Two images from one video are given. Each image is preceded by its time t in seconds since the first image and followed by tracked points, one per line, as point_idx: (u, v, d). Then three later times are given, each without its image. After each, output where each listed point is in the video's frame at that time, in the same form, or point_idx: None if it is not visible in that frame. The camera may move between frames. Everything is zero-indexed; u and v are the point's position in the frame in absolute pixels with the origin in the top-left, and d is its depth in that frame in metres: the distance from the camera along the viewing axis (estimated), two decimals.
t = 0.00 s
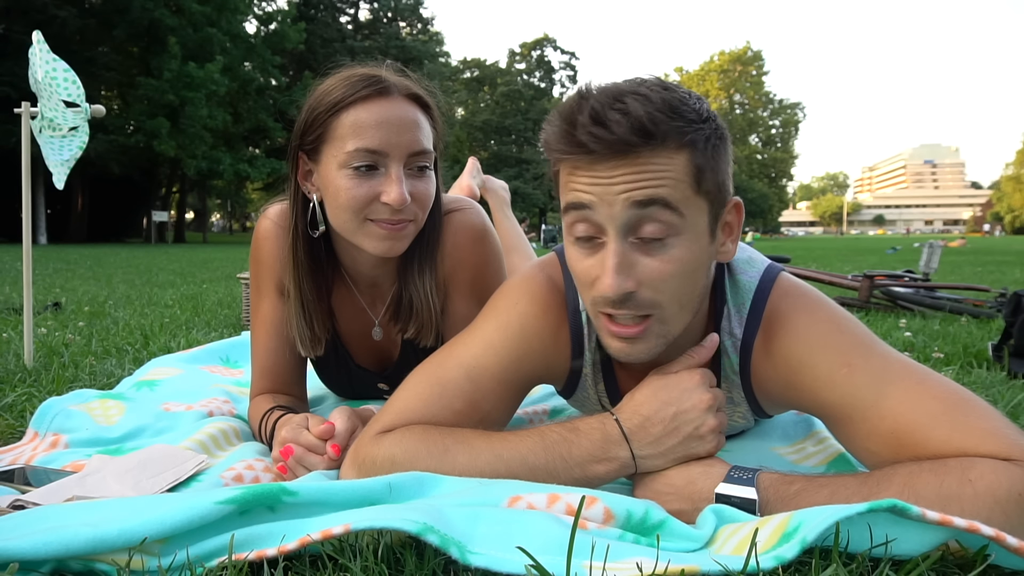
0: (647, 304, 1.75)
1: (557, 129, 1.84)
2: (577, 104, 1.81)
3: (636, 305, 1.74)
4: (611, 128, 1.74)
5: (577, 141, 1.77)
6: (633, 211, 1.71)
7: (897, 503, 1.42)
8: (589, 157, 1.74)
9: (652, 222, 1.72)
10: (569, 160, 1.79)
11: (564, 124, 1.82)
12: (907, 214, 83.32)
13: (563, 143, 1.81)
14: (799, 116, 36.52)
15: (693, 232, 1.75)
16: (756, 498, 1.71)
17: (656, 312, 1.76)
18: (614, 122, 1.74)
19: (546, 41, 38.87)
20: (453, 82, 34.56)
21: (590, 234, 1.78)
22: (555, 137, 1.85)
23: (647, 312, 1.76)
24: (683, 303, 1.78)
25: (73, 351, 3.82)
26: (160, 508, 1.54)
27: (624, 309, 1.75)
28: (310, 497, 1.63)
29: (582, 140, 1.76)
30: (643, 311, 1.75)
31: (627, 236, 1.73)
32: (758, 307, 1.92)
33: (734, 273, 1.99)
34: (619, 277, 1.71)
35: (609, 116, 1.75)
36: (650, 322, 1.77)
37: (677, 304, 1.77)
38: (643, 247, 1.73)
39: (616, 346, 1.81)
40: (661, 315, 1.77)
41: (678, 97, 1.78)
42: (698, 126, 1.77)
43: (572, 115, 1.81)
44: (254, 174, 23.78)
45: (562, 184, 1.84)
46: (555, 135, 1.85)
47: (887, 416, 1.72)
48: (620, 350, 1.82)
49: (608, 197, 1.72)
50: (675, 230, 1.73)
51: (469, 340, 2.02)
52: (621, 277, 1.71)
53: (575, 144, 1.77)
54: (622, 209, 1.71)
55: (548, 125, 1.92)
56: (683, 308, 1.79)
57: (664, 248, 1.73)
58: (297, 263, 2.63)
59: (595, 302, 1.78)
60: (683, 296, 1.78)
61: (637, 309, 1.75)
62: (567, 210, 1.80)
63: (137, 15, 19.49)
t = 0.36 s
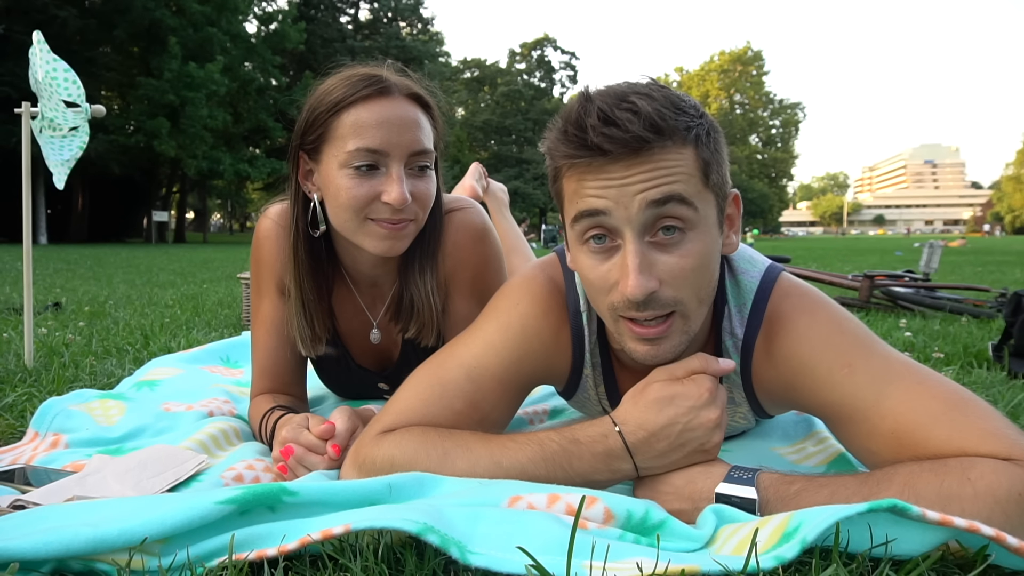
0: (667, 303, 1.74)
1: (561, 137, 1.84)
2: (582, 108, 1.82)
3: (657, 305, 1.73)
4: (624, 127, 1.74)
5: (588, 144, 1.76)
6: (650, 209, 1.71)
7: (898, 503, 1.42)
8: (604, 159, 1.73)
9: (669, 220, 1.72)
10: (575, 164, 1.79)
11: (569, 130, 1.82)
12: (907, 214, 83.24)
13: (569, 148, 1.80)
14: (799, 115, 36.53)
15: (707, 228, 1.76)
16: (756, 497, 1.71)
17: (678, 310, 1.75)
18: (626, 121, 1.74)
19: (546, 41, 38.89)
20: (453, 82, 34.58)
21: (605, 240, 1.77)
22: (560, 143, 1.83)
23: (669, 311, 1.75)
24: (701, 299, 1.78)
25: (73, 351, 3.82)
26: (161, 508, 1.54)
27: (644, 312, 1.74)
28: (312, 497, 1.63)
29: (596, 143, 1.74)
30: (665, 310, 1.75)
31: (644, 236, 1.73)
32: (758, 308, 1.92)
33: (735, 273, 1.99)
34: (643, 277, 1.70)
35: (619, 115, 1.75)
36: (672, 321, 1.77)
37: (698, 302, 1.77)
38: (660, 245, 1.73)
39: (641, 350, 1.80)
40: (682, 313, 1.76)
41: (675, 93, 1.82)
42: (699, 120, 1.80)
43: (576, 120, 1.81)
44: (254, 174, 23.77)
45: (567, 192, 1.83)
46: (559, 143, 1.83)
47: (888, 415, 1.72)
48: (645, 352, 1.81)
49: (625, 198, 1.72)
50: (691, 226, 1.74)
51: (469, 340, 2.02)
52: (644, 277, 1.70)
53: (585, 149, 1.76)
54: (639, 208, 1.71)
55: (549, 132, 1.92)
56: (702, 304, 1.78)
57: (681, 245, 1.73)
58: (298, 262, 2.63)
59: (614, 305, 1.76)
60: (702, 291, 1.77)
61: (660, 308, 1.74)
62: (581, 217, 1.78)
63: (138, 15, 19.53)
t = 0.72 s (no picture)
0: (671, 312, 1.75)
1: (558, 149, 1.84)
2: (580, 120, 1.81)
3: (660, 314, 1.74)
4: (622, 140, 1.74)
5: (585, 157, 1.76)
6: (651, 221, 1.71)
7: (898, 503, 1.42)
8: (602, 172, 1.73)
9: (669, 229, 1.72)
10: (575, 177, 1.79)
11: (567, 142, 1.82)
12: (908, 214, 83.26)
13: (568, 161, 1.80)
14: (799, 115, 36.51)
15: (708, 237, 1.76)
16: (756, 497, 1.72)
17: (681, 318, 1.76)
18: (624, 133, 1.74)
19: (546, 41, 38.91)
20: (453, 82, 34.57)
21: (606, 250, 1.77)
22: (558, 155, 1.83)
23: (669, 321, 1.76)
24: (704, 307, 1.78)
25: (73, 351, 3.82)
26: (161, 508, 1.54)
27: (649, 320, 1.75)
28: (312, 497, 1.63)
29: (594, 156, 1.74)
30: (667, 320, 1.76)
31: (645, 246, 1.73)
32: (759, 310, 1.92)
33: (735, 276, 1.99)
34: (644, 288, 1.70)
35: (617, 127, 1.75)
36: (673, 329, 1.78)
37: (699, 311, 1.78)
38: (662, 256, 1.73)
39: (643, 356, 1.81)
40: (684, 321, 1.77)
41: (674, 100, 1.82)
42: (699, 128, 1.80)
43: (573, 132, 1.81)
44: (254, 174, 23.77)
45: (568, 206, 1.83)
46: (558, 156, 1.83)
47: (888, 416, 1.72)
48: (644, 359, 1.82)
49: (625, 210, 1.71)
50: (691, 235, 1.74)
51: (470, 341, 2.03)
52: (645, 288, 1.70)
53: (584, 161, 1.76)
54: (639, 220, 1.71)
55: (548, 140, 1.92)
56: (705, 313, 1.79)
57: (682, 255, 1.73)
58: (297, 263, 2.63)
59: (615, 314, 1.77)
60: (705, 300, 1.78)
61: (661, 318, 1.75)
62: (580, 229, 1.78)
63: (137, 15, 19.56)
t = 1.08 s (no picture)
0: (616, 309, 1.76)
1: (580, 123, 1.89)
2: (605, 103, 1.84)
3: (607, 309, 1.76)
4: (621, 135, 1.75)
5: (591, 139, 1.80)
6: (619, 222, 1.71)
7: (897, 503, 1.42)
8: (594, 157, 1.78)
9: (634, 235, 1.71)
10: (586, 156, 1.82)
11: (589, 121, 1.85)
12: (908, 214, 83.30)
13: (585, 137, 1.83)
14: (799, 115, 36.51)
15: (682, 258, 1.75)
16: (755, 496, 1.72)
17: (626, 318, 1.77)
18: (626, 129, 1.74)
19: (546, 41, 38.96)
20: (453, 82, 34.60)
21: (584, 230, 1.80)
22: (580, 127, 1.87)
23: (616, 318, 1.78)
24: (657, 320, 1.78)
25: (73, 351, 3.82)
26: (160, 508, 1.54)
27: (595, 310, 1.78)
28: (311, 497, 1.63)
29: (595, 139, 1.79)
30: (614, 314, 1.77)
31: (611, 242, 1.73)
32: (761, 312, 1.92)
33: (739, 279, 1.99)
34: (590, 276, 1.73)
35: (624, 122, 1.76)
36: (617, 327, 1.79)
37: (653, 321, 1.78)
38: (622, 257, 1.73)
39: (590, 343, 1.84)
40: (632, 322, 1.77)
41: (709, 121, 1.76)
42: (720, 155, 1.75)
43: (598, 113, 1.83)
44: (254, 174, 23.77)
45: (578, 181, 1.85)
46: (578, 130, 1.87)
47: (887, 416, 1.72)
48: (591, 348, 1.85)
49: (604, 200, 1.73)
50: (656, 249, 1.72)
51: (473, 341, 2.02)
52: (592, 277, 1.72)
53: (595, 143, 1.79)
54: (611, 216, 1.71)
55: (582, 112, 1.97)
56: (656, 325, 1.79)
57: (644, 261, 1.72)
58: (297, 258, 2.63)
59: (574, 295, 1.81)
60: (659, 313, 1.77)
61: (606, 312, 1.77)
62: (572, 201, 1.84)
63: (137, 15, 19.61)
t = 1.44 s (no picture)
0: (619, 318, 1.76)
1: (582, 134, 1.88)
2: (606, 114, 1.83)
3: (611, 318, 1.77)
4: (623, 146, 1.73)
5: (592, 151, 1.79)
6: (622, 235, 1.70)
7: (898, 503, 1.42)
8: (596, 168, 1.77)
9: (638, 247, 1.71)
10: (587, 166, 1.81)
11: (590, 133, 1.84)
12: (907, 214, 83.34)
13: (585, 150, 1.82)
14: (799, 115, 36.45)
15: (685, 265, 1.75)
16: (756, 495, 1.72)
17: (630, 327, 1.77)
18: (628, 139, 1.73)
19: (546, 41, 38.97)
20: (453, 81, 34.58)
21: (587, 239, 1.80)
22: (579, 142, 1.86)
23: (619, 327, 1.78)
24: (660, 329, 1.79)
25: (73, 351, 3.82)
26: (160, 508, 1.54)
27: (599, 318, 1.78)
28: (310, 497, 1.63)
29: (596, 150, 1.77)
30: (618, 324, 1.78)
31: (615, 253, 1.73)
32: (761, 313, 1.92)
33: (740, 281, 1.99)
34: (593, 286, 1.72)
35: (625, 133, 1.74)
36: (620, 336, 1.79)
37: (657, 330, 1.79)
38: (626, 267, 1.73)
39: (593, 350, 1.85)
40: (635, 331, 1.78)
41: (712, 131, 1.75)
42: (724, 165, 1.74)
43: (599, 124, 1.83)
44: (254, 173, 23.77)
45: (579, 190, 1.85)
46: (578, 144, 1.87)
47: (888, 417, 1.72)
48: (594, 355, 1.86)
49: (607, 212, 1.72)
50: (662, 260, 1.72)
51: (473, 342, 2.02)
52: (596, 287, 1.72)
53: (593, 156, 1.78)
54: (613, 229, 1.71)
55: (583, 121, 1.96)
56: (660, 333, 1.80)
57: (648, 274, 1.72)
58: (301, 260, 2.62)
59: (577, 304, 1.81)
60: (662, 320, 1.77)
61: (610, 320, 1.77)
62: (574, 211, 1.84)
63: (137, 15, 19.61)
